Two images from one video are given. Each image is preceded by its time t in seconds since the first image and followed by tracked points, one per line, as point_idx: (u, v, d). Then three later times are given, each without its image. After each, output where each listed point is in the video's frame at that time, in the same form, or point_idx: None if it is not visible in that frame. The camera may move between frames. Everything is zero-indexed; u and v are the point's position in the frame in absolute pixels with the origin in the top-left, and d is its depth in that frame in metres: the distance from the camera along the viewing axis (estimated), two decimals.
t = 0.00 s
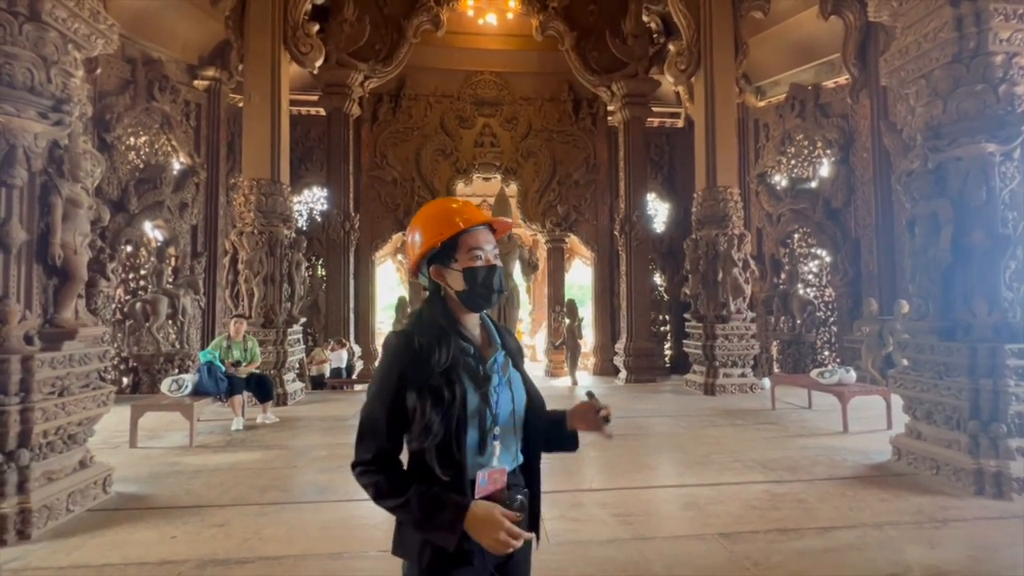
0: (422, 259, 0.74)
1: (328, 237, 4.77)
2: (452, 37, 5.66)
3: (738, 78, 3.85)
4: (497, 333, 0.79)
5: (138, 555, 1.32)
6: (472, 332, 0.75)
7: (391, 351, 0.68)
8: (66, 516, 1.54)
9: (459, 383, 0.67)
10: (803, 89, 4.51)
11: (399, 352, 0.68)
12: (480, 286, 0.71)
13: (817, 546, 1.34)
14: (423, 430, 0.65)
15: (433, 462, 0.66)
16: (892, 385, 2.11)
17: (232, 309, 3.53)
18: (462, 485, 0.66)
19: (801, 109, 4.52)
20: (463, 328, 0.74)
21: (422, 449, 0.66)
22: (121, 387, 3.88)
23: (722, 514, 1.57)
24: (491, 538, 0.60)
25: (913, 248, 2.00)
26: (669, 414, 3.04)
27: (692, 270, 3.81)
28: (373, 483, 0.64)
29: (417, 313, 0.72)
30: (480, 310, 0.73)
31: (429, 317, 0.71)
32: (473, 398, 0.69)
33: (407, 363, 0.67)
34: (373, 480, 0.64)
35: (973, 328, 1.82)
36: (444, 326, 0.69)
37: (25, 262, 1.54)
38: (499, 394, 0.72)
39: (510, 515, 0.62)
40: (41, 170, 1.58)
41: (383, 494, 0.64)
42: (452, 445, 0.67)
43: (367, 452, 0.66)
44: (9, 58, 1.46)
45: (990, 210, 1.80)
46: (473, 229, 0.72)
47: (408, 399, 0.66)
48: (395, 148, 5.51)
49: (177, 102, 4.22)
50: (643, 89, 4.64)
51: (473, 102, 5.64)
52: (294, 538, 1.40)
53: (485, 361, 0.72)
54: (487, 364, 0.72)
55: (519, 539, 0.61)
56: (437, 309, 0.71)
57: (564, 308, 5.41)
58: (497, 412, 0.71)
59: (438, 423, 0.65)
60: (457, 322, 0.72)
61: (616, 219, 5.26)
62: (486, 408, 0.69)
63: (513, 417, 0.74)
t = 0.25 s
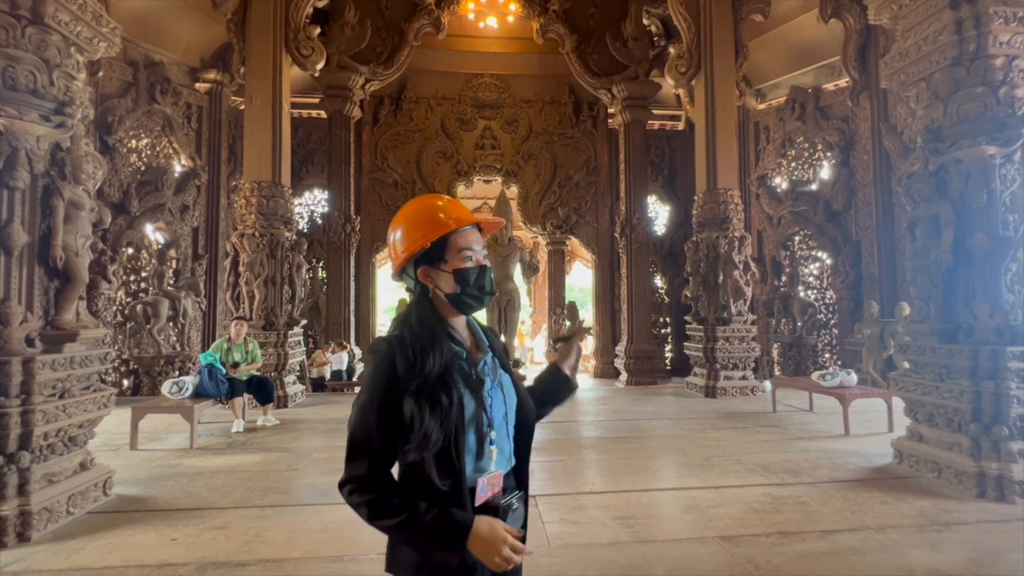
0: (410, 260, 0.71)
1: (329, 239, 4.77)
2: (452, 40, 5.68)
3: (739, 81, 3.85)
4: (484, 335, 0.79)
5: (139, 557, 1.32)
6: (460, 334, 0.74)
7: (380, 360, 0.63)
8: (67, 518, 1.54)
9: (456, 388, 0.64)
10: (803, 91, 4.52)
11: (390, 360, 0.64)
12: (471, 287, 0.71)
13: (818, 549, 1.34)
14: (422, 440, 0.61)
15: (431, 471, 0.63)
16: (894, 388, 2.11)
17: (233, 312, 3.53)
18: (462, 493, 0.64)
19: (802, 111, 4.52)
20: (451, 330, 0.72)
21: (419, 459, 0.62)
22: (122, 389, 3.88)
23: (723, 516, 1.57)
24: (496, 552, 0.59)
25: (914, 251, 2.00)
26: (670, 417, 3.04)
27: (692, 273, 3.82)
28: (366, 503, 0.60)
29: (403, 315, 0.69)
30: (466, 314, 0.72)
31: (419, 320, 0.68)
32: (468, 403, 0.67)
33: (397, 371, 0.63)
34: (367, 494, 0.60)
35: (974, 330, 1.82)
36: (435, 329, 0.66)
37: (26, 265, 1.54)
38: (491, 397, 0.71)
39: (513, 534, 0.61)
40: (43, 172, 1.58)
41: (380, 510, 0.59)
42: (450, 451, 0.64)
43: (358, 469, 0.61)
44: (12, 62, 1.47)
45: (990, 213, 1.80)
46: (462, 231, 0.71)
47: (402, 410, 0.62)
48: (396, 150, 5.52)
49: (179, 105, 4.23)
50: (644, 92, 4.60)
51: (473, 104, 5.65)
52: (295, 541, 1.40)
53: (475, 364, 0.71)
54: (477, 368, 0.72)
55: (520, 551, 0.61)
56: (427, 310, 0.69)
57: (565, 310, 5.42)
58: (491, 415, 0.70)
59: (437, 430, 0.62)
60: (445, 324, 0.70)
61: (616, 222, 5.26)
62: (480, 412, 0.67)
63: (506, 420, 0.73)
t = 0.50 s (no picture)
0: (399, 265, 0.71)
1: (329, 245, 4.78)
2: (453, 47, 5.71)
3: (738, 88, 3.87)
4: (470, 340, 0.79)
5: (138, 565, 1.31)
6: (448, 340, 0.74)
7: (375, 374, 0.61)
8: (65, 525, 1.54)
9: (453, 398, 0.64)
10: (802, 98, 4.54)
11: (385, 374, 0.61)
12: (467, 290, 0.71)
13: (820, 557, 1.34)
14: (422, 454, 0.59)
15: (432, 487, 0.62)
16: (894, 394, 2.11)
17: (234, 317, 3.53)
18: (463, 505, 0.63)
19: (801, 117, 4.54)
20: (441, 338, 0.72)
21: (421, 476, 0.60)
22: (121, 395, 3.88)
23: (724, 523, 1.56)
24: None
25: (913, 257, 2.01)
26: (671, 423, 3.04)
27: (693, 278, 3.82)
28: (368, 531, 0.56)
29: (393, 326, 0.67)
30: (457, 318, 0.73)
31: (410, 329, 0.66)
32: (464, 412, 0.67)
33: (394, 385, 0.61)
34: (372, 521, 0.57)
35: (975, 336, 1.82)
36: (428, 339, 0.65)
37: (27, 271, 1.55)
38: (484, 403, 0.73)
39: None
40: (45, 179, 1.59)
41: (386, 537, 0.56)
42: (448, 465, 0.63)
43: (357, 494, 0.58)
44: (16, 69, 1.48)
45: (990, 219, 1.80)
46: (451, 232, 0.72)
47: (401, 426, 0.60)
48: (397, 156, 5.54)
49: (181, 112, 4.25)
50: (644, 98, 4.66)
51: (474, 111, 5.67)
52: (294, 548, 1.39)
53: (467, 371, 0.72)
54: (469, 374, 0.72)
55: None
56: (420, 318, 0.68)
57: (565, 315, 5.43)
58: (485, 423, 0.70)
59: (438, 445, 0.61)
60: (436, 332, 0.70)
61: (616, 227, 5.27)
62: (477, 419, 0.68)
63: (498, 425, 0.74)
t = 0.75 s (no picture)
0: (398, 277, 0.69)
1: (331, 251, 4.79)
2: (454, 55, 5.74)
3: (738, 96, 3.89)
4: (462, 346, 0.80)
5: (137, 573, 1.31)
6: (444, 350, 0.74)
7: (377, 394, 0.60)
8: (64, 532, 1.54)
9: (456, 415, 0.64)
10: (802, 105, 4.55)
11: (387, 391, 0.61)
12: (467, 298, 0.73)
13: (823, 566, 1.33)
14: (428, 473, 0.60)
15: (436, 505, 0.62)
16: (897, 401, 2.10)
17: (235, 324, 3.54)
18: (467, 520, 0.63)
19: (801, 125, 4.56)
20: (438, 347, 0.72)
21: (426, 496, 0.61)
22: (122, 402, 3.88)
23: (726, 532, 1.56)
24: None
25: (914, 263, 2.01)
26: (672, 430, 3.03)
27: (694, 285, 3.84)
28: (373, 556, 0.57)
29: (392, 339, 0.66)
30: (454, 324, 0.73)
31: (409, 343, 0.66)
32: (465, 423, 0.68)
33: (396, 404, 0.61)
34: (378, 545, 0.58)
35: (977, 343, 1.82)
36: (428, 353, 0.65)
37: (30, 277, 1.56)
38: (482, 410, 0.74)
39: None
40: (49, 186, 1.60)
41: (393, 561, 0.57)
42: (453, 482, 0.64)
43: (362, 518, 0.58)
44: (21, 77, 1.50)
45: (990, 226, 1.81)
46: (448, 237, 0.72)
47: (406, 445, 0.60)
48: (398, 163, 5.56)
49: (184, 119, 4.27)
50: (644, 106, 4.67)
51: (475, 118, 5.70)
52: (294, 556, 1.39)
53: (463, 380, 0.72)
54: (466, 382, 0.73)
55: None
56: (420, 330, 0.68)
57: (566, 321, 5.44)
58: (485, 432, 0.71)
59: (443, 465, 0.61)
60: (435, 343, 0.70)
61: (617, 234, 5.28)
62: (479, 429, 0.68)
63: (494, 431, 0.75)
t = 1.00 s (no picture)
0: (399, 288, 0.69)
1: (332, 259, 4.80)
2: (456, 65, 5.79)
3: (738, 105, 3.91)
4: (455, 356, 0.80)
5: None
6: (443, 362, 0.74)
7: (390, 412, 0.58)
8: (62, 541, 1.53)
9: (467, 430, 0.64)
10: (801, 114, 4.58)
11: (401, 408, 0.59)
12: (467, 306, 0.75)
13: None
14: (444, 492, 0.58)
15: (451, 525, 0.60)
16: (899, 410, 2.10)
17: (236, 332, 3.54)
18: (476, 537, 0.63)
19: (800, 133, 4.58)
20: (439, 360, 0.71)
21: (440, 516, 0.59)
22: (122, 410, 3.88)
23: (728, 542, 1.55)
24: None
25: (915, 271, 2.02)
26: (673, 439, 3.03)
27: (695, 293, 3.83)
28: None
29: (400, 353, 0.65)
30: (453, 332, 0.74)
31: (418, 357, 0.65)
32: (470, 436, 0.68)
33: (410, 422, 0.59)
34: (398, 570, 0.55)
35: (979, 351, 1.82)
36: (436, 368, 0.64)
37: (32, 285, 1.57)
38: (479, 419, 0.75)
39: None
40: (52, 194, 1.62)
41: None
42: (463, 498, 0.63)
43: (377, 544, 0.55)
44: (28, 87, 1.51)
45: (990, 234, 1.82)
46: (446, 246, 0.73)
47: (421, 464, 0.58)
48: (399, 172, 5.58)
49: (187, 128, 4.30)
50: (644, 115, 4.70)
51: (476, 127, 5.73)
52: (294, 566, 1.39)
53: (463, 393, 0.72)
54: (466, 394, 0.73)
55: None
56: (426, 343, 0.67)
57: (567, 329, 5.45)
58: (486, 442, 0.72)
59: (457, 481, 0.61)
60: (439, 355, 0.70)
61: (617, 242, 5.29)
62: (483, 439, 0.70)
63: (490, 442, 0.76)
